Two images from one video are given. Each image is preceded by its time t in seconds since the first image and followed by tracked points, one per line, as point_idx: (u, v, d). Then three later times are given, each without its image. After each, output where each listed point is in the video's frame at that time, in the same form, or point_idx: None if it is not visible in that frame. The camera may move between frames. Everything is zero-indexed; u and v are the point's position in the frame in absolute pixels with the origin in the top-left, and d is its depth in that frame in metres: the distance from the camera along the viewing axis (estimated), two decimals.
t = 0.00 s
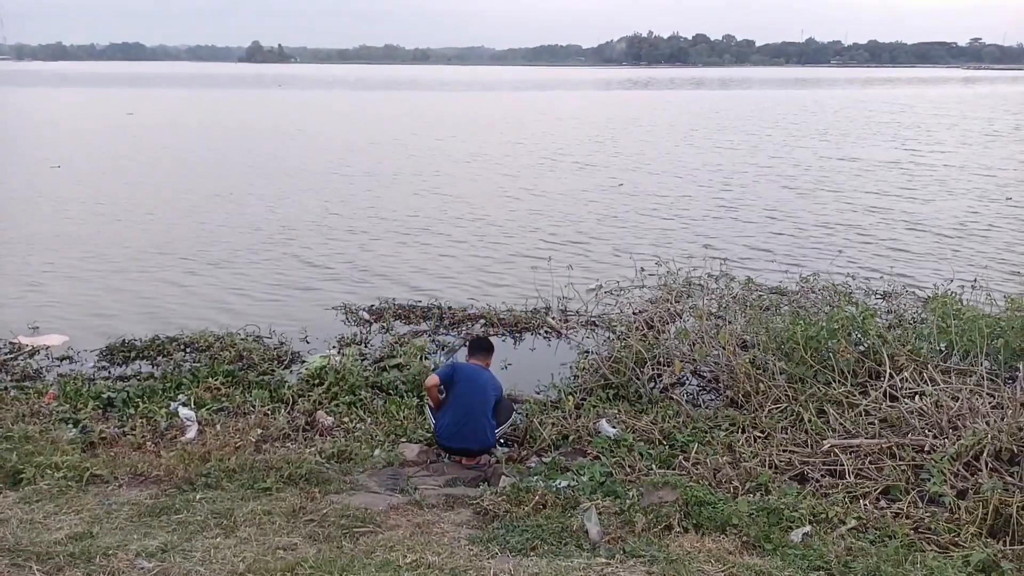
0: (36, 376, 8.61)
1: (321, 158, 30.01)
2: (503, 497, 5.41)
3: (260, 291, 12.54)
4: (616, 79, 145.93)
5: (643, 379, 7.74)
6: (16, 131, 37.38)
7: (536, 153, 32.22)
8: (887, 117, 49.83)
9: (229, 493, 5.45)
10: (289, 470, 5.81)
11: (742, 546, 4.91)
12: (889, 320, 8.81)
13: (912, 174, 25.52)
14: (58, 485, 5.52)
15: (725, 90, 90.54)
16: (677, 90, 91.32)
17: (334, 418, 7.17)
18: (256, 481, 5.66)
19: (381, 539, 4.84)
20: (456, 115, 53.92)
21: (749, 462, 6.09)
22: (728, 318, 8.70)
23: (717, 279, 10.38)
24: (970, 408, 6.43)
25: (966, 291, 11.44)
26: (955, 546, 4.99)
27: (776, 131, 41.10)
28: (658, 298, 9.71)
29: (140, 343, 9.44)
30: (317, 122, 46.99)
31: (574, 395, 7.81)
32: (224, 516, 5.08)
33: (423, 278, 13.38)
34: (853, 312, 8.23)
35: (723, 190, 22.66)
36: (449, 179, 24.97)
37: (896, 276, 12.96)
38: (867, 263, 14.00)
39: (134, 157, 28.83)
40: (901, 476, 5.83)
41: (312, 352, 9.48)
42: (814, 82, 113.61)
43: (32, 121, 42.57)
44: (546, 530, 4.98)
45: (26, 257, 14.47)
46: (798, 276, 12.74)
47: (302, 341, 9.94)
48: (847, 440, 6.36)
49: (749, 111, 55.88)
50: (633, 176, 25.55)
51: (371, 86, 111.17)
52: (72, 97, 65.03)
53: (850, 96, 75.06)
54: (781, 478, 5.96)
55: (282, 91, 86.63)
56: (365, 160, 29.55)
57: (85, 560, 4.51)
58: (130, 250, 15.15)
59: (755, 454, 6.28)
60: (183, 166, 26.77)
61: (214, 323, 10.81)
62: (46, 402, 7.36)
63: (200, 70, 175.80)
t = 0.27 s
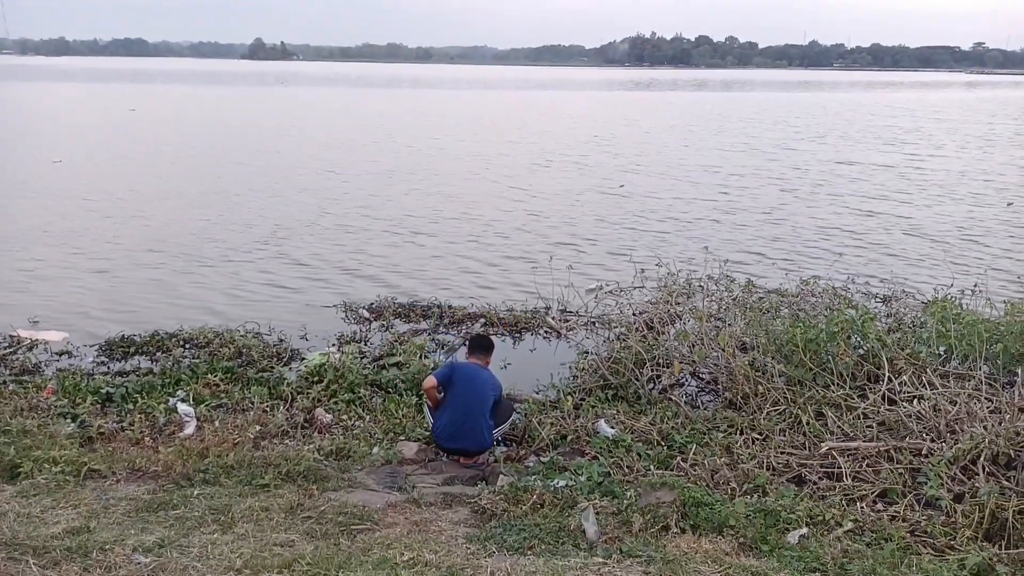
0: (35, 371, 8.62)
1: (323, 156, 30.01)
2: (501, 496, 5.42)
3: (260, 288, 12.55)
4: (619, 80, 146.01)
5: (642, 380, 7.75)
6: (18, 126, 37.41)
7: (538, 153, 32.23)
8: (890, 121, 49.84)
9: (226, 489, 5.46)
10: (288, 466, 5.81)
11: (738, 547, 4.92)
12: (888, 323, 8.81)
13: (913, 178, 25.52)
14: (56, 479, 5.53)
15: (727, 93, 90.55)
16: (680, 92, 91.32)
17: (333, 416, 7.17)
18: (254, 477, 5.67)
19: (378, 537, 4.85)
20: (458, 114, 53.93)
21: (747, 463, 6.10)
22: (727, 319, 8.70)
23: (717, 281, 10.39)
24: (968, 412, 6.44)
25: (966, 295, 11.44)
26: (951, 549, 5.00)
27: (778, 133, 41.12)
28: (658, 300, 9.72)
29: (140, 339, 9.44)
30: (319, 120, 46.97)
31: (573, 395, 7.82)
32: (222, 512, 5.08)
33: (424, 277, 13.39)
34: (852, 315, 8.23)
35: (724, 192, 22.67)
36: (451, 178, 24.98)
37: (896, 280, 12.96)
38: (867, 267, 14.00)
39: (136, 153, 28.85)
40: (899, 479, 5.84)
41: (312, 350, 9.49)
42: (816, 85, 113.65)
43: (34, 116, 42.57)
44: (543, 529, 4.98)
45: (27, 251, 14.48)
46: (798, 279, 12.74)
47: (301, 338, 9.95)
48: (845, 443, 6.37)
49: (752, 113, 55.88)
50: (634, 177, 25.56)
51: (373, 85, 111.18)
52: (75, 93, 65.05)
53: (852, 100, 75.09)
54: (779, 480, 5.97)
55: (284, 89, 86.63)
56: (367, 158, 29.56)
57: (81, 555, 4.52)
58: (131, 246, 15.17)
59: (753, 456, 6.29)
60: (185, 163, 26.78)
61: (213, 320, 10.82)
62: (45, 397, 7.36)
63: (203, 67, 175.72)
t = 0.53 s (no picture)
0: (32, 366, 8.63)
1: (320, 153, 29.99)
2: (498, 493, 5.44)
3: (258, 285, 12.56)
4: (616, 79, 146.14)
5: (638, 377, 7.79)
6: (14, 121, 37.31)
7: (535, 152, 32.25)
8: (886, 121, 49.97)
9: (224, 485, 5.48)
10: (285, 463, 5.82)
11: (734, 544, 4.94)
12: (883, 322, 8.85)
13: (909, 177, 25.60)
14: (53, 475, 5.54)
15: (724, 92, 90.60)
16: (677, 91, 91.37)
17: (331, 413, 7.18)
18: (251, 474, 5.69)
19: (376, 533, 4.87)
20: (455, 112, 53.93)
21: (742, 460, 6.13)
22: (724, 317, 8.73)
23: (714, 280, 10.42)
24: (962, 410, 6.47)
25: (961, 294, 11.49)
26: (944, 547, 5.03)
27: (775, 133, 41.20)
28: (655, 298, 9.74)
29: (138, 335, 9.45)
30: (316, 117, 46.91)
31: (571, 392, 7.86)
32: (219, 508, 5.10)
33: (421, 274, 13.41)
34: (848, 314, 8.27)
35: (720, 191, 22.72)
36: (447, 176, 24.98)
37: (892, 280, 13.01)
38: (863, 266, 14.05)
39: (133, 150, 28.82)
40: (893, 477, 5.87)
41: (309, 347, 9.51)
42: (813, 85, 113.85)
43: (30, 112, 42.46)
44: (540, 526, 5.01)
45: (23, 247, 14.46)
46: (794, 278, 12.78)
47: (299, 335, 9.96)
48: (839, 441, 6.40)
49: (749, 113, 55.95)
50: (632, 176, 25.60)
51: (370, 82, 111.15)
52: (71, 89, 64.89)
53: (848, 100, 75.22)
54: (774, 477, 6.00)
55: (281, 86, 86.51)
56: (364, 156, 29.55)
57: (78, 550, 4.53)
58: (128, 242, 15.16)
59: (748, 454, 6.32)
60: (182, 160, 26.74)
61: (210, 317, 10.83)
62: (42, 393, 7.37)
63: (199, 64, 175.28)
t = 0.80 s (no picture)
0: (33, 368, 8.62)
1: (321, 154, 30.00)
2: (498, 494, 5.43)
3: (258, 286, 12.55)
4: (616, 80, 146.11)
5: (638, 378, 7.78)
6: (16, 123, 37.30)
7: (535, 152, 32.26)
8: (886, 120, 49.94)
9: (224, 486, 5.47)
10: (285, 464, 5.82)
11: (735, 545, 4.93)
12: (884, 322, 8.84)
13: (910, 177, 25.57)
14: (54, 477, 5.54)
15: (724, 92, 90.63)
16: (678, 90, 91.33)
17: (331, 414, 7.18)
18: (252, 475, 5.68)
19: (376, 534, 4.86)
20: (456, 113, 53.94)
21: (743, 461, 6.12)
22: (724, 318, 8.71)
23: (713, 280, 10.41)
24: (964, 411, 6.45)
25: (962, 294, 11.47)
26: (947, 548, 5.02)
27: (775, 133, 41.20)
28: (654, 298, 9.72)
29: (138, 337, 9.45)
30: (317, 118, 46.92)
31: (570, 393, 7.86)
32: (220, 510, 5.09)
33: (422, 275, 13.40)
34: (848, 314, 8.25)
35: (720, 192, 22.71)
36: (448, 177, 24.98)
37: (892, 279, 13.00)
38: (863, 266, 14.04)
39: (134, 151, 28.83)
40: (894, 478, 5.86)
41: (309, 348, 9.50)
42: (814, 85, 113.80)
43: (31, 114, 42.45)
44: (540, 527, 5.00)
45: (24, 249, 14.46)
46: (795, 278, 12.77)
47: (299, 336, 9.96)
48: (841, 441, 6.39)
49: (749, 113, 55.92)
50: (632, 176, 25.59)
51: (370, 82, 111.13)
52: (72, 91, 64.91)
53: (848, 99, 75.21)
54: (775, 478, 5.99)
55: (282, 87, 86.51)
56: (365, 157, 29.56)
57: (79, 553, 4.53)
58: (129, 244, 15.15)
59: (749, 454, 6.31)
60: (183, 161, 26.75)
61: (211, 318, 10.82)
62: (42, 394, 7.37)
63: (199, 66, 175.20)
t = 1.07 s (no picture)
0: (33, 371, 8.62)
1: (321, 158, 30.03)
2: (498, 498, 5.43)
3: (258, 289, 12.55)
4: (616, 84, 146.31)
5: (639, 382, 7.80)
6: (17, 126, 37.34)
7: (536, 156, 32.31)
8: (886, 125, 49.98)
9: (224, 490, 5.47)
10: (285, 467, 5.81)
11: (735, 550, 4.93)
12: (884, 327, 8.83)
13: (910, 182, 25.59)
14: (53, 479, 5.53)
15: (727, 97, 90.64)
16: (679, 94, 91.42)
17: (331, 417, 7.17)
18: (252, 478, 5.68)
19: (376, 538, 4.86)
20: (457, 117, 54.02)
21: (743, 465, 6.12)
22: (725, 322, 8.71)
23: (714, 284, 10.41)
24: (964, 415, 6.44)
25: (962, 299, 11.48)
26: (947, 553, 5.01)
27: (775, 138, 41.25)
28: (655, 301, 9.72)
29: (138, 339, 9.45)
30: (317, 122, 46.99)
31: (571, 396, 7.86)
32: (220, 513, 5.09)
33: (422, 278, 13.41)
34: (849, 318, 8.25)
35: (721, 196, 22.73)
36: (448, 181, 25.00)
37: (893, 284, 13.00)
38: (864, 270, 14.05)
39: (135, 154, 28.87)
40: (894, 482, 5.85)
41: (309, 351, 9.50)
42: (814, 90, 113.88)
43: (32, 117, 42.49)
44: (541, 531, 5.00)
45: (25, 251, 14.47)
46: (795, 282, 12.78)
47: (300, 339, 9.96)
48: (841, 446, 6.38)
49: (750, 118, 56.00)
50: (633, 180, 25.62)
51: (371, 86, 111.28)
52: (74, 94, 65.07)
53: (848, 104, 75.31)
54: (776, 482, 5.99)
55: (283, 90, 86.59)
56: (366, 160, 29.58)
57: (78, 555, 4.53)
58: (130, 247, 15.16)
59: (750, 458, 6.31)
60: (183, 164, 26.78)
61: (211, 321, 10.82)
62: (42, 397, 7.36)
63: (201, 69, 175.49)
